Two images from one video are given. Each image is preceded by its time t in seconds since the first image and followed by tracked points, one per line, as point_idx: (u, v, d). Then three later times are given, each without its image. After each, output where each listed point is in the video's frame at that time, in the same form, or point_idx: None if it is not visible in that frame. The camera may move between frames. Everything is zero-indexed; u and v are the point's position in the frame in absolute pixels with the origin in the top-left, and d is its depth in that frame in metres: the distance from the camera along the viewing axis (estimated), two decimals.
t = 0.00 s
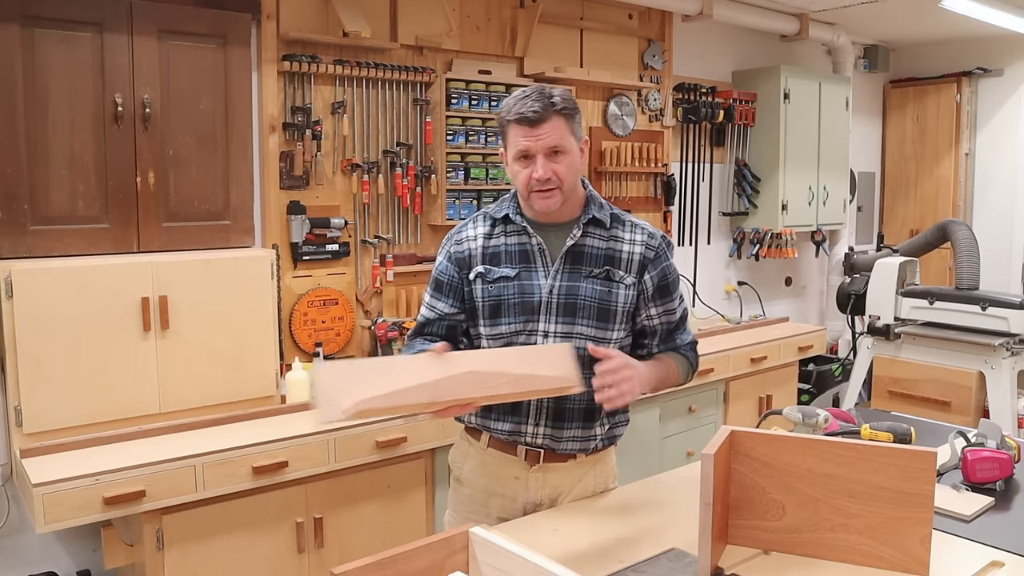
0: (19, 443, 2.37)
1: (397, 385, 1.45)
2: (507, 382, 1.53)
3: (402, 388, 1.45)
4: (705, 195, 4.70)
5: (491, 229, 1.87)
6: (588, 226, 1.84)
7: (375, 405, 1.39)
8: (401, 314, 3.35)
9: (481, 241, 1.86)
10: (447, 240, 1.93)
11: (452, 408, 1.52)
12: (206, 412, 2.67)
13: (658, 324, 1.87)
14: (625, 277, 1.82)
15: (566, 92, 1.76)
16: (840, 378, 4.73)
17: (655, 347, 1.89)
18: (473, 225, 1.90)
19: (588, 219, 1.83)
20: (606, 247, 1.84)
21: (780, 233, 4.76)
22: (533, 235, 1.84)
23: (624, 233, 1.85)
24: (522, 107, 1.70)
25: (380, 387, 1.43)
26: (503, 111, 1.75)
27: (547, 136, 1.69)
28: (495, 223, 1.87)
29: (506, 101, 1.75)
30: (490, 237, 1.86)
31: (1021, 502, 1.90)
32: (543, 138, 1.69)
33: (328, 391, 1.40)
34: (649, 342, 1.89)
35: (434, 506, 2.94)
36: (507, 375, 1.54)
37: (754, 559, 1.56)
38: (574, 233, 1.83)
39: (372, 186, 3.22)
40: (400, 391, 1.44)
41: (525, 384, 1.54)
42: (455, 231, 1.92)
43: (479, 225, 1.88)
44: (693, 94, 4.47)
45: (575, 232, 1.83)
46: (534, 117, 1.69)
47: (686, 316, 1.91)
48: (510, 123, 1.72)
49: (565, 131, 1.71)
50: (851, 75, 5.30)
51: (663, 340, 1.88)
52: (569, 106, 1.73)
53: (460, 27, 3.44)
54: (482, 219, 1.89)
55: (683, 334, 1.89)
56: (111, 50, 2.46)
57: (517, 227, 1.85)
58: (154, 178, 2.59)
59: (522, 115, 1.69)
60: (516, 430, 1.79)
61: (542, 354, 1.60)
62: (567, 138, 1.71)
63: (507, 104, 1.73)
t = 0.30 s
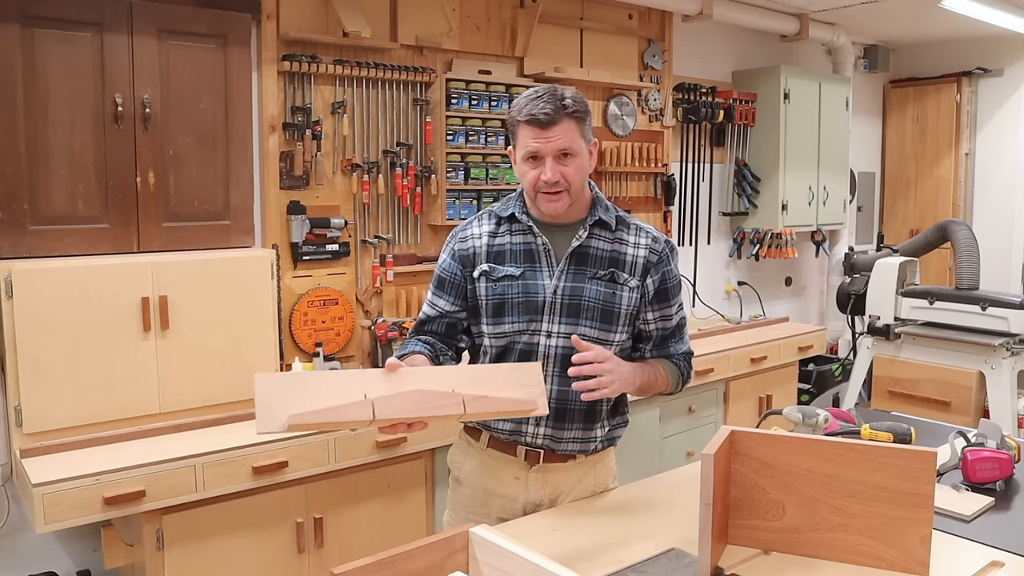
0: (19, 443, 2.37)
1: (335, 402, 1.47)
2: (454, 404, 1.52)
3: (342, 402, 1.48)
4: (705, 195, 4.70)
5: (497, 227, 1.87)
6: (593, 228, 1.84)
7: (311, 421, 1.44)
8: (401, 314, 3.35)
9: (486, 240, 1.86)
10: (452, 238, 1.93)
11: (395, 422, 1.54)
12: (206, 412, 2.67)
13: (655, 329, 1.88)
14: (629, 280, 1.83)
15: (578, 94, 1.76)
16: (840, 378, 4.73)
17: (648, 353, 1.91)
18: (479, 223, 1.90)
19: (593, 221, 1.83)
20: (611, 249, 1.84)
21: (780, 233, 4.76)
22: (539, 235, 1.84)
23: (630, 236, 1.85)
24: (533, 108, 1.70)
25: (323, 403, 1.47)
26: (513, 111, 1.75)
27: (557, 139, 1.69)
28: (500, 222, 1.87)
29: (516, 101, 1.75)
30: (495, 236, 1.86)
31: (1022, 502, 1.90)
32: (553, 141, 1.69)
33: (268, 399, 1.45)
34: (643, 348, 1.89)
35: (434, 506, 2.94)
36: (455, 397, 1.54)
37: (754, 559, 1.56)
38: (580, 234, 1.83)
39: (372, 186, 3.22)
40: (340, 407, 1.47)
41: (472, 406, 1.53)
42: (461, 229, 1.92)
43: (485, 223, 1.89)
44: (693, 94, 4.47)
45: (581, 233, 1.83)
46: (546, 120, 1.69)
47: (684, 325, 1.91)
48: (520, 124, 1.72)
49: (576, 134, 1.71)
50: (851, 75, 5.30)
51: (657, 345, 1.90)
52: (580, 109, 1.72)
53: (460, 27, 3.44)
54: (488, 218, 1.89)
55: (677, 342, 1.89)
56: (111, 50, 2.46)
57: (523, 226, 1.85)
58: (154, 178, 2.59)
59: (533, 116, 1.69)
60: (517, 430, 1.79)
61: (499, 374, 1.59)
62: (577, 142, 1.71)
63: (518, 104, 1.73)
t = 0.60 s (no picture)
0: (19, 443, 2.37)
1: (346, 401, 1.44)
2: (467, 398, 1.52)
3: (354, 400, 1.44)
4: (705, 195, 4.70)
5: (496, 227, 1.87)
6: (592, 227, 1.84)
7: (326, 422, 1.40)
8: (401, 314, 3.35)
9: (486, 240, 1.86)
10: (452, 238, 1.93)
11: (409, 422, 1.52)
12: (206, 412, 2.67)
13: (654, 328, 1.88)
14: (628, 279, 1.83)
15: (576, 94, 1.75)
16: (840, 378, 4.73)
17: (647, 352, 1.91)
18: (478, 224, 1.90)
19: (593, 220, 1.83)
20: (610, 248, 1.84)
21: (780, 233, 4.76)
22: (538, 235, 1.84)
23: (629, 235, 1.85)
24: (531, 109, 1.70)
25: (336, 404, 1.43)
26: (511, 112, 1.75)
27: (555, 140, 1.69)
28: (500, 223, 1.87)
29: (514, 102, 1.75)
30: (494, 236, 1.86)
31: (1022, 502, 1.90)
32: (551, 142, 1.69)
33: (281, 404, 1.40)
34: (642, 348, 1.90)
35: (434, 506, 2.94)
36: (467, 392, 1.53)
37: (754, 559, 1.56)
38: (579, 234, 1.83)
39: (372, 186, 3.22)
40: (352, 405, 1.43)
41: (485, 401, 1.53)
42: (461, 230, 1.92)
43: (484, 224, 1.89)
44: (693, 94, 4.47)
45: (580, 232, 1.83)
46: (544, 121, 1.68)
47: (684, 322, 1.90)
48: (518, 125, 1.72)
49: (574, 136, 1.71)
50: (851, 75, 5.30)
51: (656, 345, 1.90)
52: (577, 109, 1.72)
53: (460, 27, 3.44)
54: (487, 218, 1.89)
55: (677, 341, 1.89)
56: (111, 50, 2.46)
57: (522, 226, 1.85)
58: (154, 178, 2.59)
59: (530, 118, 1.69)
60: (517, 429, 1.79)
61: (507, 370, 1.59)
62: (575, 143, 1.71)
63: (516, 105, 1.73)
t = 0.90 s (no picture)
0: (19, 443, 2.37)
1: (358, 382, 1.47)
2: (478, 385, 1.53)
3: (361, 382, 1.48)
4: (705, 195, 4.70)
5: (495, 226, 1.87)
6: (592, 226, 1.84)
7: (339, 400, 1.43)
8: (401, 314, 3.35)
9: (485, 239, 1.86)
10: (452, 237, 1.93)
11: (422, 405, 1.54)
12: (206, 412, 2.67)
13: (651, 329, 1.88)
14: (627, 278, 1.83)
15: (576, 95, 1.75)
16: (840, 378, 4.73)
17: (644, 352, 1.91)
18: (478, 222, 1.90)
19: (592, 219, 1.83)
20: (609, 248, 1.84)
21: (780, 233, 4.76)
22: (538, 233, 1.84)
23: (628, 235, 1.85)
24: (531, 109, 1.70)
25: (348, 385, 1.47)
26: (512, 111, 1.75)
27: (554, 140, 1.69)
28: (500, 221, 1.87)
29: (514, 101, 1.75)
30: (493, 234, 1.86)
31: (1021, 502, 1.90)
32: (550, 143, 1.69)
33: (296, 382, 1.45)
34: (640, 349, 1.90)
35: (434, 506, 2.94)
36: (477, 379, 1.54)
37: (754, 559, 1.56)
38: (578, 233, 1.83)
39: (372, 186, 3.22)
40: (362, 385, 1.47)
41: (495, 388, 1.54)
42: (461, 228, 1.92)
43: (484, 222, 1.89)
44: (693, 94, 4.47)
45: (580, 231, 1.83)
46: (543, 121, 1.69)
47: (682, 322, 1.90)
48: (518, 124, 1.72)
49: (573, 136, 1.71)
50: (851, 75, 5.30)
51: (653, 345, 1.90)
52: (577, 110, 1.72)
53: (460, 27, 3.44)
54: (487, 217, 1.90)
55: (675, 342, 1.88)
56: (111, 50, 2.46)
57: (522, 225, 1.85)
58: (154, 178, 2.59)
59: (530, 118, 1.69)
60: (517, 428, 1.79)
61: (519, 363, 1.61)
62: (574, 144, 1.71)
63: (517, 105, 1.73)
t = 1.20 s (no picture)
0: (19, 443, 2.37)
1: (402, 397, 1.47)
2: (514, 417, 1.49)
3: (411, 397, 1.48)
4: (705, 195, 4.70)
5: (503, 224, 1.86)
6: (600, 228, 1.84)
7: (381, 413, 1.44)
8: (401, 314, 3.35)
9: (493, 236, 1.85)
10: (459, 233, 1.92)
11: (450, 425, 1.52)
12: (206, 412, 2.67)
13: (652, 332, 1.89)
14: (633, 281, 1.84)
15: (591, 96, 1.76)
16: (840, 378, 4.73)
17: (644, 355, 1.90)
18: (486, 220, 1.89)
19: (601, 221, 1.84)
20: (616, 250, 1.84)
21: (780, 233, 4.76)
22: (547, 233, 1.83)
23: (635, 238, 1.86)
24: (548, 108, 1.69)
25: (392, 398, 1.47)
26: (528, 108, 1.75)
27: (569, 141, 1.69)
28: (508, 219, 1.87)
29: (531, 98, 1.75)
30: (501, 232, 1.86)
31: (1022, 503, 1.90)
32: (565, 143, 1.69)
33: (348, 385, 1.46)
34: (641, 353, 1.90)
35: (434, 506, 2.94)
36: (512, 409, 1.50)
37: (754, 559, 1.56)
38: (587, 234, 1.83)
39: (372, 186, 3.22)
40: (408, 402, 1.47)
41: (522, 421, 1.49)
42: (469, 225, 1.91)
43: (492, 220, 1.88)
44: (693, 94, 4.46)
45: (588, 233, 1.83)
46: (559, 121, 1.68)
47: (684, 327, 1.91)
48: (534, 122, 1.72)
49: (588, 138, 1.71)
50: (851, 75, 5.30)
51: (653, 349, 1.90)
52: (593, 112, 1.72)
53: (460, 27, 3.44)
54: (495, 214, 1.89)
55: (677, 346, 1.89)
56: (111, 50, 2.46)
57: (530, 224, 1.85)
58: (154, 178, 2.59)
59: (547, 117, 1.69)
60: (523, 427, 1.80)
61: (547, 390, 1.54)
62: (588, 145, 1.71)
63: (533, 103, 1.72)
